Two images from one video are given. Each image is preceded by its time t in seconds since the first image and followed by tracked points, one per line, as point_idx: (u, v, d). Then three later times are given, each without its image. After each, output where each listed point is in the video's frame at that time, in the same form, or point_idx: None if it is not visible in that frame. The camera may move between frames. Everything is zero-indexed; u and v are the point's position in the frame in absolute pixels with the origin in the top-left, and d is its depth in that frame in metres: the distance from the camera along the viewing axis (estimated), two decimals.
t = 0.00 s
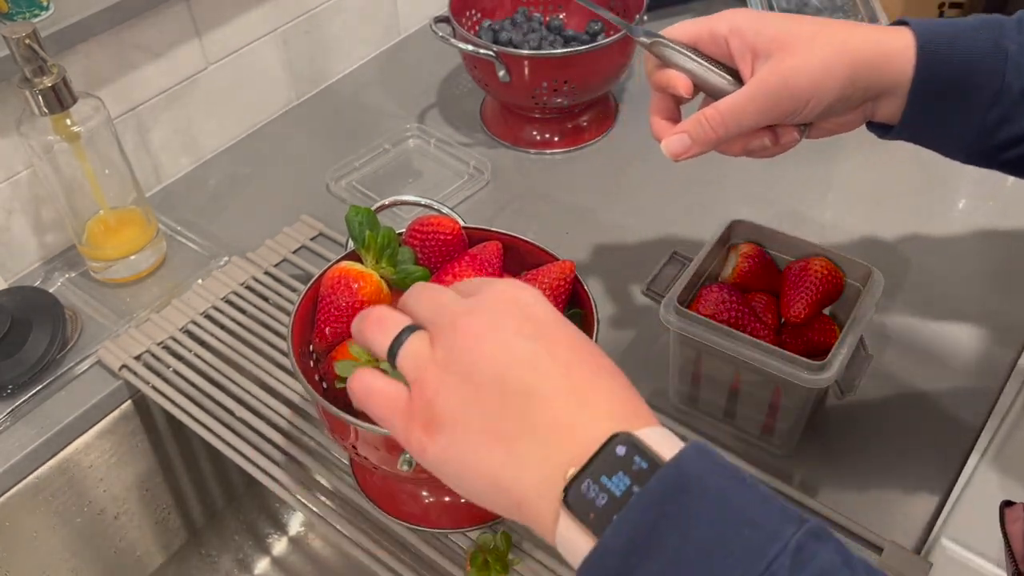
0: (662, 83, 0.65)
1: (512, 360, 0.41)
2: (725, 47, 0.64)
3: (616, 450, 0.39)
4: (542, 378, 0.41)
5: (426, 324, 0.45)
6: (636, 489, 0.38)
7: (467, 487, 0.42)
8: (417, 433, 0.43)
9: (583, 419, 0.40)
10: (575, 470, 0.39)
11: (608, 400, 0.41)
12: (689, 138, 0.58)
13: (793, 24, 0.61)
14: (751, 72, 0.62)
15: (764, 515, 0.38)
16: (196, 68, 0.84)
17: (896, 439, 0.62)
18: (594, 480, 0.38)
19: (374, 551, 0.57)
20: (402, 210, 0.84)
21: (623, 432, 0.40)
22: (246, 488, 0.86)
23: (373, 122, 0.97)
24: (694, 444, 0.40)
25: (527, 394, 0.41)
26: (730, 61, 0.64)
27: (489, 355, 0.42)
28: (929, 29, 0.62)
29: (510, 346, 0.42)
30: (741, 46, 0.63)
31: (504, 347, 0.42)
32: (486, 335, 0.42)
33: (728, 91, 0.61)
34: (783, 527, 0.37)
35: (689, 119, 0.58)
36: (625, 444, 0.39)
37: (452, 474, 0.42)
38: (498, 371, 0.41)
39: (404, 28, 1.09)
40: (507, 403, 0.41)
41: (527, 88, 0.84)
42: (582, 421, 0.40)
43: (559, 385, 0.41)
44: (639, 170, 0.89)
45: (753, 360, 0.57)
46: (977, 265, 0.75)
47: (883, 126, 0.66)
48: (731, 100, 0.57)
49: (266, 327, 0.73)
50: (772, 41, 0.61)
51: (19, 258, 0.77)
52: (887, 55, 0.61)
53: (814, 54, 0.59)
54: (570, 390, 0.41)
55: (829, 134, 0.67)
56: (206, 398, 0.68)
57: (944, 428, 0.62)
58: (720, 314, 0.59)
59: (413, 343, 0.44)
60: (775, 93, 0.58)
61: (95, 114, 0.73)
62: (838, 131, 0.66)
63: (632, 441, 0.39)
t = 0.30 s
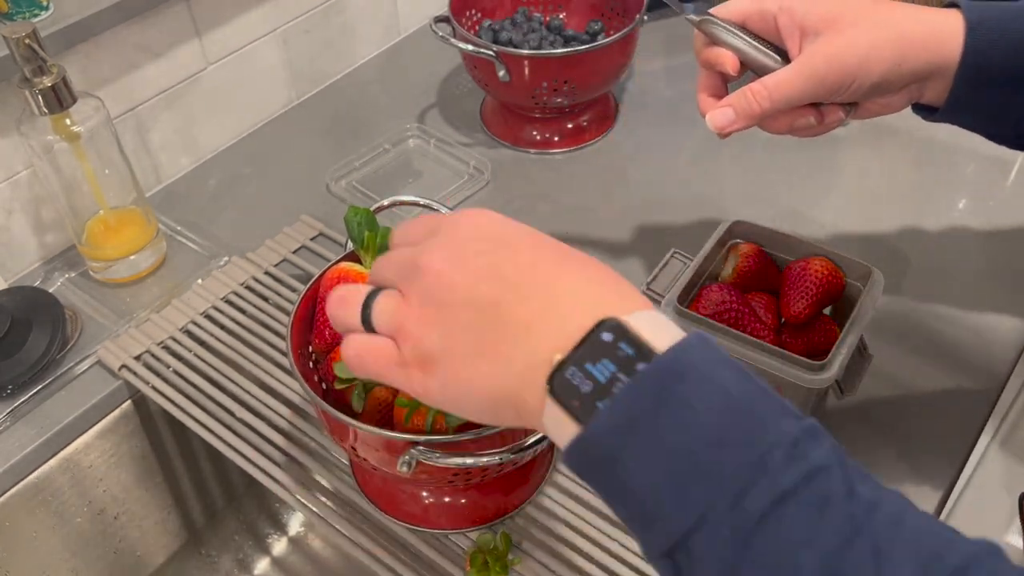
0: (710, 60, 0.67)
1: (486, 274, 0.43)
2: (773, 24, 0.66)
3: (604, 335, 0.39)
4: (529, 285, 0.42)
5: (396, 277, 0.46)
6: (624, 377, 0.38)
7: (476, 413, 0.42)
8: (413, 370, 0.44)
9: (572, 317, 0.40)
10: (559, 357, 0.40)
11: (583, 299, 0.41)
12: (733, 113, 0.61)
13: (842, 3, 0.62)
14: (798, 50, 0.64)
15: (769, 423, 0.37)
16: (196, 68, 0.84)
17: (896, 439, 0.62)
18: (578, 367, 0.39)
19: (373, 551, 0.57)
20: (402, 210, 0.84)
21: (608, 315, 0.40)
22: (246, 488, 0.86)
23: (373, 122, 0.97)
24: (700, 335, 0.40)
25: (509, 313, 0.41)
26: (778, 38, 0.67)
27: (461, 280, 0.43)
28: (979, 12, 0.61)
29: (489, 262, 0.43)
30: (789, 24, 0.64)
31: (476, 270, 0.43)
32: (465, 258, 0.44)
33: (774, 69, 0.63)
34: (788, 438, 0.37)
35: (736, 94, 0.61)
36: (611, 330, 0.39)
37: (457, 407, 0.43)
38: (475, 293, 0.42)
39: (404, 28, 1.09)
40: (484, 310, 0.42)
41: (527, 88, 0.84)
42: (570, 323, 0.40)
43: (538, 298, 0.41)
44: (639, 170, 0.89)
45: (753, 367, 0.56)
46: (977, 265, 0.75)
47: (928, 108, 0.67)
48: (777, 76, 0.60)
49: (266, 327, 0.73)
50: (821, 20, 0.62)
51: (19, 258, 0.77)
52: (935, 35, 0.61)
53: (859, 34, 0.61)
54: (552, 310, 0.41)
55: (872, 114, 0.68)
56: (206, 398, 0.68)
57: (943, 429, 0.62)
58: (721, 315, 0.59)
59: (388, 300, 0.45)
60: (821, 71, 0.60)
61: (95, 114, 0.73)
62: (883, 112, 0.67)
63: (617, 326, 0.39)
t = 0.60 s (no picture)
0: (686, 88, 0.69)
1: (465, 438, 0.40)
2: (749, 51, 0.67)
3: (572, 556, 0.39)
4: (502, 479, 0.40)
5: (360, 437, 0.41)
6: None
7: None
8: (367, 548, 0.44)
9: (539, 523, 0.40)
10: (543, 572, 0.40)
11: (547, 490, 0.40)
12: (711, 140, 0.61)
13: (817, 29, 0.62)
14: (773, 76, 0.65)
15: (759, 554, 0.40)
16: (196, 68, 0.84)
17: (895, 439, 0.62)
18: None
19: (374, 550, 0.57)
20: (402, 210, 0.84)
21: (579, 537, 0.39)
22: (246, 488, 0.86)
23: (373, 122, 0.97)
24: (677, 494, 0.41)
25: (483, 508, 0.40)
26: (753, 64, 0.67)
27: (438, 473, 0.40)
28: (951, 30, 0.62)
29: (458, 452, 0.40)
30: (764, 50, 0.65)
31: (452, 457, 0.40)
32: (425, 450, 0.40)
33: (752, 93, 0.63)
34: None
35: (712, 121, 0.61)
36: (576, 557, 0.39)
37: None
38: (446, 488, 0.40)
39: (404, 28, 1.09)
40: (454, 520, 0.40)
41: (527, 89, 0.84)
42: (538, 533, 0.40)
43: (510, 492, 0.40)
44: (639, 170, 0.89)
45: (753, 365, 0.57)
46: (976, 265, 0.75)
47: (909, 125, 0.67)
48: (754, 102, 0.59)
49: (266, 327, 0.73)
50: (796, 45, 0.63)
51: (19, 258, 0.77)
52: (908, 56, 0.62)
53: (833, 60, 0.61)
54: (523, 505, 0.40)
55: (854, 134, 0.68)
56: (207, 398, 0.68)
57: (943, 429, 0.62)
58: (720, 314, 0.59)
59: (334, 469, 0.43)
60: (796, 94, 0.60)
61: (95, 114, 0.73)
62: (863, 131, 0.67)
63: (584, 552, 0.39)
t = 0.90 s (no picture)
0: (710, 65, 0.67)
1: (513, 340, 0.39)
2: (776, 30, 0.66)
3: (610, 455, 0.39)
4: (550, 378, 0.39)
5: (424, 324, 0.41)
6: (627, 497, 0.38)
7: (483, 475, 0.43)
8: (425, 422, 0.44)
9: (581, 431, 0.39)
10: (571, 476, 0.40)
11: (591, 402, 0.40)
12: (737, 119, 0.59)
13: (844, 9, 0.62)
14: (800, 56, 0.64)
15: (765, 517, 0.37)
16: (196, 68, 0.84)
17: (896, 438, 0.62)
18: (589, 488, 0.39)
19: (373, 550, 0.57)
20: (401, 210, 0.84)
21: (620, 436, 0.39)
22: (247, 488, 0.86)
23: (373, 122, 0.97)
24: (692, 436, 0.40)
25: (529, 404, 0.39)
26: (779, 43, 0.66)
27: (489, 369, 0.39)
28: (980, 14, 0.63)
29: (516, 354, 0.39)
30: (791, 29, 0.64)
31: (507, 360, 0.39)
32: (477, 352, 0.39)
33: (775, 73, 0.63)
34: (783, 532, 0.37)
35: (738, 100, 0.59)
36: (617, 452, 0.39)
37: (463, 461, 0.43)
38: (492, 387, 0.40)
39: (404, 28, 1.09)
40: (505, 412, 0.40)
41: (527, 89, 0.84)
42: (572, 447, 0.40)
43: (554, 391, 0.39)
44: (639, 170, 0.89)
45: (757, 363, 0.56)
46: (977, 265, 0.75)
47: (933, 110, 0.68)
48: (782, 80, 0.58)
49: (266, 327, 0.73)
50: (823, 25, 0.62)
51: (19, 258, 0.77)
52: (936, 39, 0.62)
53: (860, 40, 0.60)
54: (565, 398, 0.39)
55: (877, 116, 0.69)
56: (207, 398, 0.68)
57: (944, 428, 0.62)
58: (720, 314, 0.59)
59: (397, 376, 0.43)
60: (824, 75, 0.59)
61: (95, 114, 0.73)
62: (887, 114, 0.68)
63: (627, 449, 0.39)
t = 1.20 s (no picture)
0: (850, 83, 0.69)
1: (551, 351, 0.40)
2: (914, 43, 0.67)
3: (690, 453, 0.35)
4: (592, 382, 0.38)
5: (461, 356, 0.42)
6: (715, 496, 0.33)
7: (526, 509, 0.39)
8: (476, 471, 0.40)
9: (650, 433, 0.36)
10: (645, 476, 0.35)
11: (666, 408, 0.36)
12: (879, 135, 0.62)
13: (992, 21, 0.62)
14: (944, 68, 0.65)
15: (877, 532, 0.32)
16: (196, 68, 0.84)
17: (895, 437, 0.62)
18: (668, 485, 0.34)
19: (373, 550, 0.57)
20: (402, 210, 0.84)
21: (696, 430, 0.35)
22: (246, 488, 0.86)
23: (373, 122, 0.97)
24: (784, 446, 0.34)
25: (583, 415, 0.37)
26: (919, 55, 0.67)
27: (538, 379, 0.39)
28: None
29: (544, 378, 0.39)
30: (932, 42, 0.65)
31: (551, 365, 0.39)
32: (517, 364, 0.40)
33: (915, 83, 0.64)
34: (897, 548, 0.31)
35: (880, 116, 0.62)
36: (700, 446, 0.35)
37: (514, 509, 0.39)
38: (541, 397, 0.38)
39: (404, 28, 1.10)
40: (542, 414, 0.38)
41: (528, 89, 0.84)
42: (630, 452, 0.36)
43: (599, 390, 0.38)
44: (640, 170, 0.89)
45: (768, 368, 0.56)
46: (977, 265, 0.75)
47: None
48: (925, 97, 0.60)
49: (266, 327, 0.73)
50: (966, 36, 0.63)
51: (19, 258, 0.77)
52: None
53: (1007, 55, 0.60)
54: (618, 399, 0.37)
55: None
56: (206, 398, 0.68)
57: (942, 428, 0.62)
58: (722, 314, 0.59)
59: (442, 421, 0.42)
60: (969, 90, 0.60)
61: (96, 114, 0.73)
62: None
63: (707, 442, 0.35)
